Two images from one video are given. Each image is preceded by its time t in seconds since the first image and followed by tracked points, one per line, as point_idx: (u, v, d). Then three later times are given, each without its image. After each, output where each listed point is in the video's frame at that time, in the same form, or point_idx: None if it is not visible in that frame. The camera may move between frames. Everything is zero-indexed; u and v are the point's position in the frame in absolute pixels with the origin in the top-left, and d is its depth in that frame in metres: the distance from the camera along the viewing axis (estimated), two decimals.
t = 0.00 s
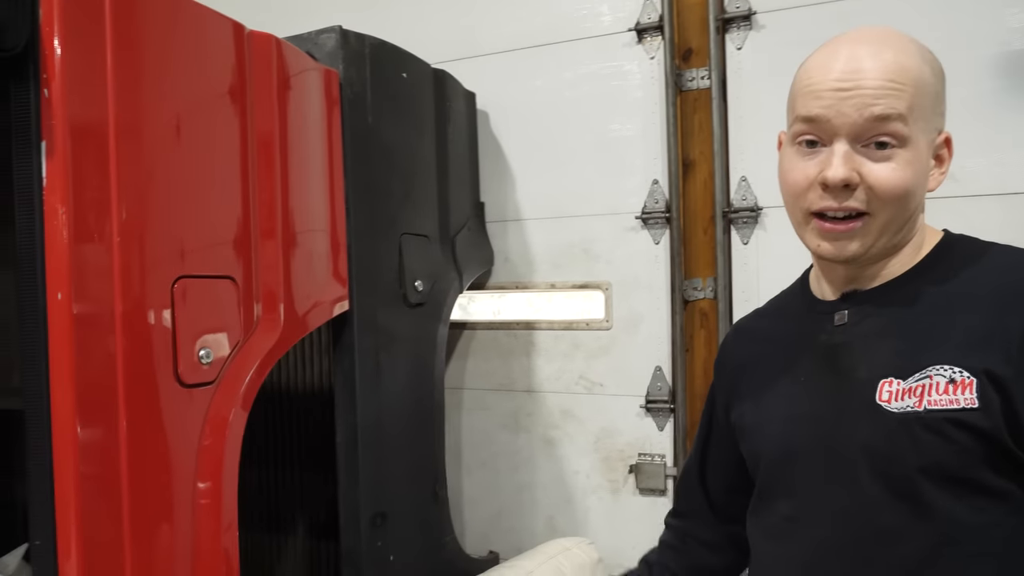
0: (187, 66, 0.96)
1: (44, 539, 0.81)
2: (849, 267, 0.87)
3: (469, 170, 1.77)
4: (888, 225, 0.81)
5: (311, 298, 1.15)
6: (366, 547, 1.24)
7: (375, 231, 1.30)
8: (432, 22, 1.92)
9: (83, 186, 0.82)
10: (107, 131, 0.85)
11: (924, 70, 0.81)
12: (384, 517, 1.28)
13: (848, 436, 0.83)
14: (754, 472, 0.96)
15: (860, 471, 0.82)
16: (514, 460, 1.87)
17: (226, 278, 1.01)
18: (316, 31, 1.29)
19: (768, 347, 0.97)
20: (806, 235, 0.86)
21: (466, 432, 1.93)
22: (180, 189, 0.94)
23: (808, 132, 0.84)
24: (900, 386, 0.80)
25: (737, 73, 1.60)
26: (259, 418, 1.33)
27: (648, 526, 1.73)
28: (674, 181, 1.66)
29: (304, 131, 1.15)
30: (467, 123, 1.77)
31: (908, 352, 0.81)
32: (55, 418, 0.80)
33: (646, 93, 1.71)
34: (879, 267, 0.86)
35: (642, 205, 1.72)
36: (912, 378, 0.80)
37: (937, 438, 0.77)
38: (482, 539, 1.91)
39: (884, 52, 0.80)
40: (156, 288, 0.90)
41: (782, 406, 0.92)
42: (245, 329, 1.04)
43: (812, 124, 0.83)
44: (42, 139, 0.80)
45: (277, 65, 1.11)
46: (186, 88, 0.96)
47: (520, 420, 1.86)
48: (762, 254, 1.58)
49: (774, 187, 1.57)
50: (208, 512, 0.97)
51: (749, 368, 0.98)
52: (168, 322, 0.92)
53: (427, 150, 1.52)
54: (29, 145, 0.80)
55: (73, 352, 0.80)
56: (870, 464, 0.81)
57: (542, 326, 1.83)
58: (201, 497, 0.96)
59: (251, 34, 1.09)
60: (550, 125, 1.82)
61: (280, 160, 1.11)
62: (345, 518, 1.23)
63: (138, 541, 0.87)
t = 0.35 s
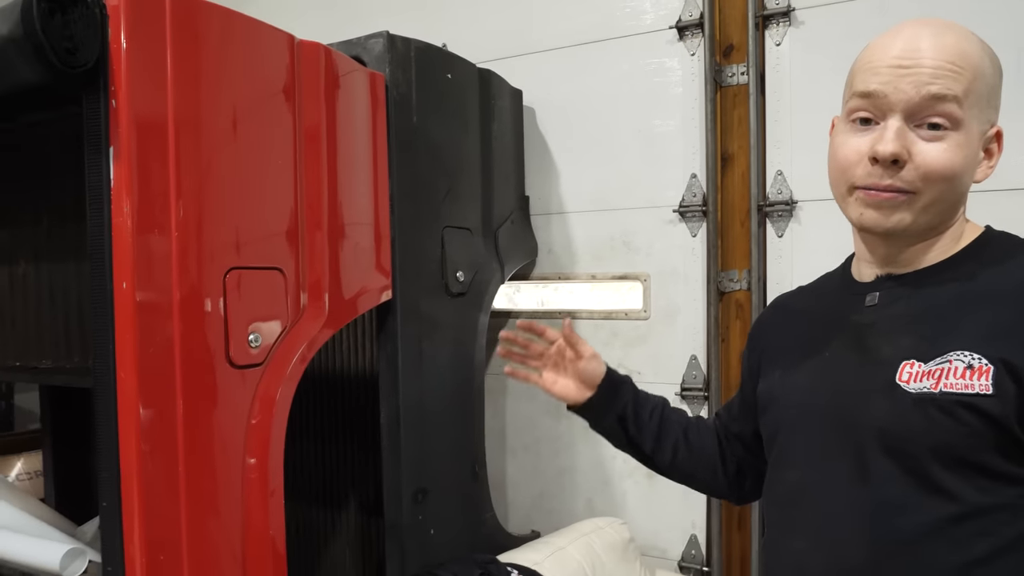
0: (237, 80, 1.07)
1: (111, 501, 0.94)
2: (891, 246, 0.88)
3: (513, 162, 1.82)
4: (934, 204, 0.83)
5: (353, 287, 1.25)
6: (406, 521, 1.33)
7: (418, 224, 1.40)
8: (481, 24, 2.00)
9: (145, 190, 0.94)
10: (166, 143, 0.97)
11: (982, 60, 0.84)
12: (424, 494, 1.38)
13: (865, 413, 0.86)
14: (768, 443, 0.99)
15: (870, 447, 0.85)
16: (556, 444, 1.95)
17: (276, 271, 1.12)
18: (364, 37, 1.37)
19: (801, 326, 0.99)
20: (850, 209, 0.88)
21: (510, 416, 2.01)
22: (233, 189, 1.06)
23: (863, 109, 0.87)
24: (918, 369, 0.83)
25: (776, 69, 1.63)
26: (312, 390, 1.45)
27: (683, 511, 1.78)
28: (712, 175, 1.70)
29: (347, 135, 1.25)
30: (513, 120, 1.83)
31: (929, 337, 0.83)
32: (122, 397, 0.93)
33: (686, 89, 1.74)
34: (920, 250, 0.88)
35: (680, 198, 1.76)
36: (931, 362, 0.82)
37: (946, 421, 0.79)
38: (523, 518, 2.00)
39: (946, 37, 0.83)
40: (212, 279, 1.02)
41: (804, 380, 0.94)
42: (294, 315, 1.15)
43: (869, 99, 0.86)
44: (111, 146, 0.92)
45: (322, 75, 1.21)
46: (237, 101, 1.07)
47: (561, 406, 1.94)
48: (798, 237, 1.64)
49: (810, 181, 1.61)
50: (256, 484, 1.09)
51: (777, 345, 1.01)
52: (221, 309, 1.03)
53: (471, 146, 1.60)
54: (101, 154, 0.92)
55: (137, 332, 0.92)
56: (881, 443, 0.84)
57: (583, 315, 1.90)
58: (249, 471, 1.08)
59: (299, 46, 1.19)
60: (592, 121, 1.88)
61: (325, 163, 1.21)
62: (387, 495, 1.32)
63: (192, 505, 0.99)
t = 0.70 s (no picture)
0: (250, 94, 1.14)
1: (128, 484, 1.04)
2: (914, 257, 0.82)
3: (524, 165, 1.87)
4: (957, 207, 0.78)
5: (360, 287, 1.32)
6: (413, 510, 1.41)
7: (426, 227, 1.46)
8: (494, 30, 2.06)
9: (163, 199, 1.02)
10: (181, 154, 1.05)
11: (1009, 68, 0.82)
12: (430, 485, 1.46)
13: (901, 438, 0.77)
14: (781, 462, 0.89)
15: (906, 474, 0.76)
16: (565, 439, 2.00)
17: (285, 273, 1.19)
18: (376, 48, 1.44)
19: (816, 333, 0.90)
20: (869, 212, 0.83)
21: (522, 412, 2.07)
22: (244, 196, 1.13)
23: (887, 107, 0.84)
24: (954, 387, 0.75)
25: (778, 73, 1.70)
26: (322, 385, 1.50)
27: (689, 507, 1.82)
28: (716, 177, 1.74)
29: (356, 143, 1.31)
30: (524, 124, 1.87)
31: (967, 355, 0.76)
32: (139, 389, 1.02)
33: (691, 93, 1.78)
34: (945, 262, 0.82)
35: (685, 200, 1.80)
36: (968, 380, 0.75)
37: (981, 444, 0.73)
38: (533, 510, 2.06)
39: (974, 40, 0.82)
40: (223, 281, 1.09)
41: (823, 393, 0.84)
42: (303, 314, 1.22)
43: (894, 97, 0.83)
44: (132, 159, 1.02)
45: (333, 86, 1.28)
46: (249, 114, 1.14)
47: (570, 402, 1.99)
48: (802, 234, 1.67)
49: (811, 185, 1.66)
50: (263, 473, 1.16)
51: (793, 357, 0.90)
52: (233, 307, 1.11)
53: (479, 151, 1.64)
54: (122, 166, 1.02)
55: (153, 329, 1.01)
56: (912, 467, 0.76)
57: (592, 314, 1.94)
58: (259, 460, 1.16)
59: (311, 60, 1.25)
60: (601, 124, 1.92)
61: (335, 171, 1.28)
62: (395, 485, 1.40)
63: (201, 492, 1.07)
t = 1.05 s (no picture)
0: (247, 102, 1.17)
1: (125, 484, 1.07)
2: (923, 255, 0.81)
3: (525, 171, 1.88)
4: (967, 200, 0.77)
5: (357, 291, 1.34)
6: (408, 511, 1.43)
7: (424, 233, 1.48)
8: (497, 37, 2.09)
9: (160, 205, 1.05)
10: (179, 163, 1.07)
11: (1009, 72, 0.84)
12: (426, 487, 1.48)
13: (910, 462, 0.77)
14: (790, 483, 0.89)
15: (917, 500, 0.76)
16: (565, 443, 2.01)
17: (281, 277, 1.22)
18: (376, 57, 1.46)
19: (827, 348, 0.89)
20: (875, 212, 0.82)
21: (523, 415, 2.09)
22: (242, 203, 1.15)
23: (889, 110, 0.85)
24: (971, 418, 0.74)
25: (776, 81, 1.72)
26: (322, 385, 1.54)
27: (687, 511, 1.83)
28: (714, 184, 1.75)
29: (354, 150, 1.34)
30: (525, 132, 1.89)
31: (983, 383, 0.75)
32: (136, 391, 1.05)
33: (689, 100, 1.80)
34: (955, 261, 0.81)
35: (684, 206, 1.81)
36: (985, 411, 0.74)
37: (990, 472, 0.72)
38: (533, 513, 2.08)
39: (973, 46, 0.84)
40: (219, 285, 1.12)
41: (831, 418, 0.84)
42: (298, 318, 1.25)
43: (895, 99, 0.84)
44: (130, 167, 1.05)
45: (331, 95, 1.30)
46: (246, 122, 1.16)
47: (570, 406, 2.00)
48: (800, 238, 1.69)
49: (807, 192, 1.68)
50: (258, 474, 1.18)
51: (799, 376, 0.90)
52: (230, 311, 1.14)
53: (478, 158, 1.66)
54: (120, 174, 1.06)
55: (149, 332, 1.04)
56: (919, 492, 0.76)
57: (592, 319, 1.96)
58: (254, 461, 1.18)
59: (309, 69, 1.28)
60: (601, 130, 1.94)
61: (331, 178, 1.30)
62: (391, 487, 1.42)
63: (196, 492, 1.10)
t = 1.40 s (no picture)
0: (241, 107, 1.18)
1: (121, 483, 1.09)
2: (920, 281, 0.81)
3: (520, 175, 1.90)
4: (959, 239, 0.75)
5: (351, 294, 1.35)
6: (403, 512, 1.44)
7: (418, 237, 1.50)
8: (494, 42, 2.10)
9: (155, 210, 1.07)
10: (174, 168, 1.09)
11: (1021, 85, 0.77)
12: (421, 488, 1.49)
13: (893, 467, 0.77)
14: (774, 478, 0.90)
15: (897, 505, 0.77)
16: (560, 445, 2.03)
17: (275, 280, 1.23)
18: (371, 62, 1.48)
19: (818, 350, 0.88)
20: (871, 240, 0.81)
21: (519, 418, 2.10)
22: (237, 207, 1.17)
23: (889, 134, 0.80)
24: (956, 428, 0.75)
25: (768, 86, 1.74)
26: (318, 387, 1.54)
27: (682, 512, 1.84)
28: (706, 188, 1.77)
29: (348, 154, 1.35)
30: (521, 137, 1.90)
31: (968, 395, 0.75)
32: (131, 393, 1.07)
33: (683, 105, 1.81)
34: (953, 291, 0.80)
35: (677, 210, 1.83)
36: (970, 422, 0.74)
37: (970, 481, 0.73)
38: (529, 514, 2.09)
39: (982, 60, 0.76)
40: (214, 288, 1.13)
41: (816, 419, 0.85)
42: (292, 320, 1.26)
43: (896, 125, 0.79)
44: (126, 172, 1.07)
45: (326, 100, 1.32)
46: (241, 128, 1.18)
47: (565, 408, 2.01)
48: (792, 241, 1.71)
49: (800, 196, 1.70)
50: (252, 476, 1.20)
51: (791, 378, 0.89)
52: (225, 314, 1.15)
53: (473, 162, 1.67)
54: (117, 178, 1.07)
55: (144, 334, 1.06)
56: (899, 498, 0.77)
57: (586, 322, 1.97)
58: (249, 462, 1.20)
59: (304, 75, 1.30)
60: (596, 135, 1.95)
61: (326, 183, 1.32)
62: (386, 488, 1.43)
63: (190, 492, 1.11)
